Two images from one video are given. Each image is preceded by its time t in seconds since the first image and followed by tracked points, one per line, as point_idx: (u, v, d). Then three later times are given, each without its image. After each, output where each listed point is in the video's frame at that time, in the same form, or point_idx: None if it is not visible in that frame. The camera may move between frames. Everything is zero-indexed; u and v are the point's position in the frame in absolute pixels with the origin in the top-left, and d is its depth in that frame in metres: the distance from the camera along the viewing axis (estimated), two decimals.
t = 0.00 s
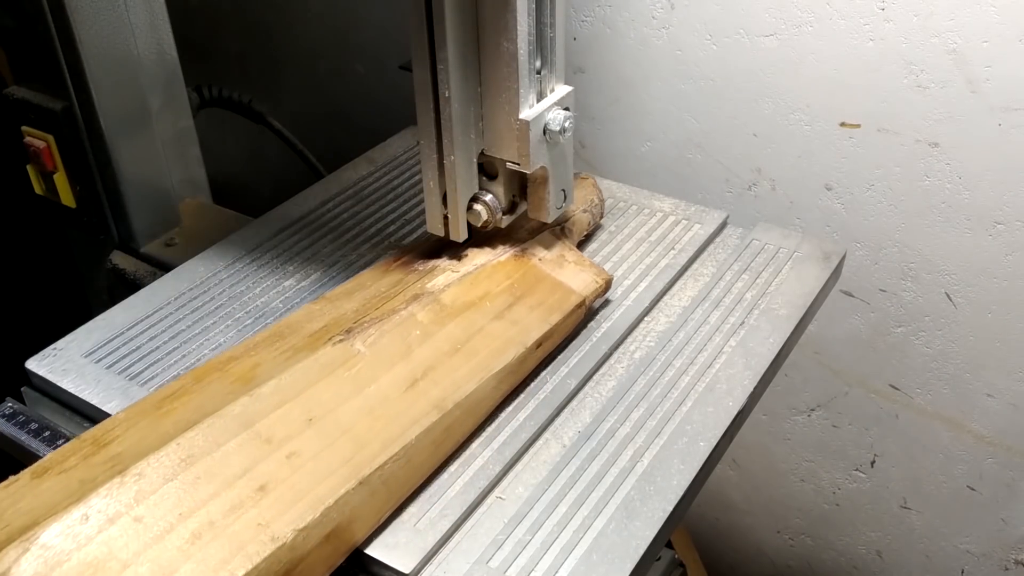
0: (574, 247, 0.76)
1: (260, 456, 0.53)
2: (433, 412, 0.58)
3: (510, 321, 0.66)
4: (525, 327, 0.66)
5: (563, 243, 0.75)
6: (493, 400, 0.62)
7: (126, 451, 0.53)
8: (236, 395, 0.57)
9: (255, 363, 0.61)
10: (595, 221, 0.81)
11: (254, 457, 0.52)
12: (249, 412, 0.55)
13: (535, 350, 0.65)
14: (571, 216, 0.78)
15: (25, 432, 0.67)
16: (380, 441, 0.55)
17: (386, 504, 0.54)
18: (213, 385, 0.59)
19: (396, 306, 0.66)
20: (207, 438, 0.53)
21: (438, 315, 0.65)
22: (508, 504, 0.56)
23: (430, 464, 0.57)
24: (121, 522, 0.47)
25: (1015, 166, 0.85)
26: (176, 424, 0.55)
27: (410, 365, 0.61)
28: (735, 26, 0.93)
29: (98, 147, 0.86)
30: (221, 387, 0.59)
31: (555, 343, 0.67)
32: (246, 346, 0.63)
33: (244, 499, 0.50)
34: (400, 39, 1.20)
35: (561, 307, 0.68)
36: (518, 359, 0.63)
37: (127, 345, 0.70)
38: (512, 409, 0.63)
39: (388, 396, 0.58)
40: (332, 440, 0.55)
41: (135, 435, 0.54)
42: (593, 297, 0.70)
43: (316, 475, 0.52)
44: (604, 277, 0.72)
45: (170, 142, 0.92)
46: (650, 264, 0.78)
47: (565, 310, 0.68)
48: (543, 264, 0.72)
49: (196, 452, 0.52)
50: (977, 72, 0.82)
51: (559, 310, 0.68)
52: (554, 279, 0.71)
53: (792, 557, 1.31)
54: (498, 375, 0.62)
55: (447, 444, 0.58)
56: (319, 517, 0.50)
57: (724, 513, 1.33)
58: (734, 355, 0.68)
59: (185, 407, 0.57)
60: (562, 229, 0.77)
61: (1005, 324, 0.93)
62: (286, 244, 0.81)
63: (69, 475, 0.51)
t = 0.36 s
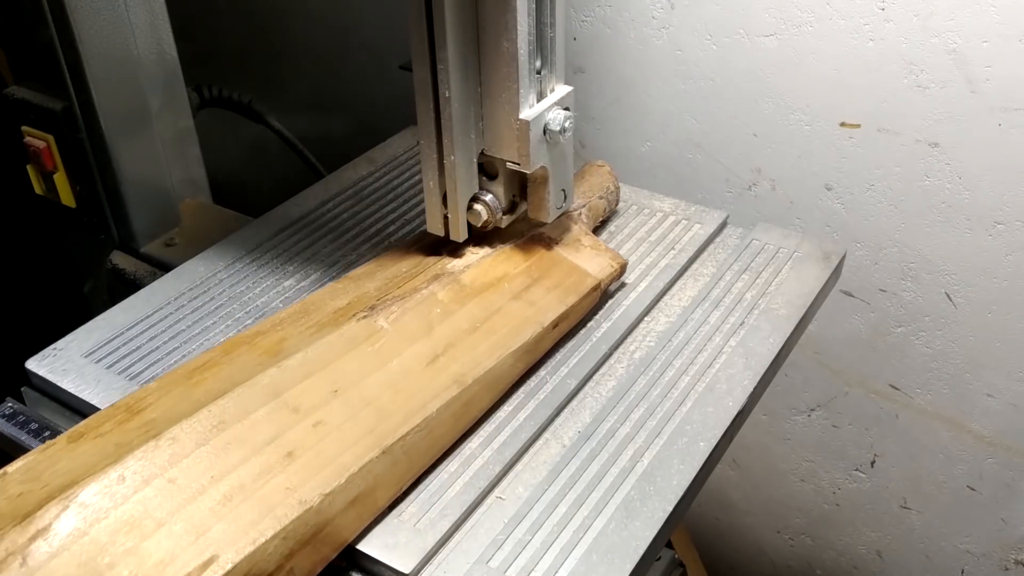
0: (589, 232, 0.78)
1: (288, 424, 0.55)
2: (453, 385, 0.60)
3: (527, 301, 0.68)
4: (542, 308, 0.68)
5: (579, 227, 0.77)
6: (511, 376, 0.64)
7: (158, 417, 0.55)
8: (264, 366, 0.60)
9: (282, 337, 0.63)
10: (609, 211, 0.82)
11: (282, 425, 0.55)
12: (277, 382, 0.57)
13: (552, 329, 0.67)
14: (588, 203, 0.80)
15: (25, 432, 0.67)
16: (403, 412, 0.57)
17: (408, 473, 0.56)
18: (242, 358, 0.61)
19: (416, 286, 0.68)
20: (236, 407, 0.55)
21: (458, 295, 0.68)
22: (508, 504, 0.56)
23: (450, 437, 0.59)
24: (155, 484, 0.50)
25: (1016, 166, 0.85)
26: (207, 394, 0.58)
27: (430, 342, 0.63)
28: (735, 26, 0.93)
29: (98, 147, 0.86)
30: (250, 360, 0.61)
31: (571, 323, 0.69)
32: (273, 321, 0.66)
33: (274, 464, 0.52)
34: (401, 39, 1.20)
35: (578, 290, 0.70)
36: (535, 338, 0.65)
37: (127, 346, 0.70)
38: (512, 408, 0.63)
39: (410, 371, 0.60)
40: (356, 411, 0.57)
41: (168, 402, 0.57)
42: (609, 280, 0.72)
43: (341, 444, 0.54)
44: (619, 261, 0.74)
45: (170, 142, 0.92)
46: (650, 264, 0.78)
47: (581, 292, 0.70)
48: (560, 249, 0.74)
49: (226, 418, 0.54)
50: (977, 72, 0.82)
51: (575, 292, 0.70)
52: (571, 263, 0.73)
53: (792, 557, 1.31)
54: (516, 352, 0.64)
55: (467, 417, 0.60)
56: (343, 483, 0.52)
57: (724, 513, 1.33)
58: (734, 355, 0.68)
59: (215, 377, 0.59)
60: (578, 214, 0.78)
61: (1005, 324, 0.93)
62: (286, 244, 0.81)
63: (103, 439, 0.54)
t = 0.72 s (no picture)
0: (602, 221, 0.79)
1: (308, 400, 0.56)
2: (468, 366, 0.61)
3: (541, 287, 0.70)
4: (555, 293, 0.69)
5: (592, 216, 0.78)
6: (525, 359, 0.65)
7: (182, 393, 0.57)
8: (284, 345, 0.61)
9: (302, 317, 0.65)
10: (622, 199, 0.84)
11: (302, 401, 0.56)
12: (297, 359, 0.59)
13: (565, 315, 0.68)
14: (601, 191, 0.82)
15: (26, 433, 0.68)
16: (419, 391, 0.58)
17: (424, 451, 0.57)
18: (262, 338, 0.63)
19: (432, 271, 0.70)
20: (258, 382, 0.57)
21: (472, 280, 0.69)
22: (508, 505, 0.56)
23: (465, 416, 0.60)
24: (180, 455, 0.51)
25: (1016, 166, 0.85)
26: (229, 369, 0.59)
27: (446, 324, 0.64)
28: (735, 26, 0.93)
29: (98, 147, 0.86)
30: (270, 340, 0.63)
31: (583, 310, 0.70)
32: (293, 303, 0.67)
33: (295, 438, 0.54)
34: (401, 39, 1.20)
35: (589, 278, 0.71)
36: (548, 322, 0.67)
37: (127, 346, 0.70)
38: (512, 408, 0.63)
39: (426, 352, 0.62)
40: (374, 389, 0.58)
41: (190, 380, 0.59)
42: (621, 267, 0.74)
43: (360, 420, 0.56)
44: (631, 249, 0.75)
45: (170, 142, 0.92)
46: (650, 264, 0.78)
47: (593, 279, 0.71)
48: (573, 237, 0.75)
49: (247, 392, 0.56)
50: (977, 72, 0.82)
51: (588, 278, 0.71)
52: (583, 250, 0.74)
53: (792, 557, 1.31)
54: (530, 336, 0.65)
55: (481, 398, 0.61)
56: (362, 457, 0.53)
57: (724, 513, 1.33)
58: (734, 355, 0.68)
59: (235, 356, 0.61)
60: (592, 203, 0.80)
61: (1005, 324, 0.93)
62: (286, 245, 0.81)
63: (129, 414, 0.55)
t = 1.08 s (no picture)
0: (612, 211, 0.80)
1: (327, 381, 0.57)
2: (482, 351, 0.62)
3: (552, 275, 0.71)
4: (567, 282, 0.70)
5: (602, 205, 0.79)
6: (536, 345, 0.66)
7: (205, 373, 0.59)
8: (304, 329, 0.63)
9: (320, 303, 0.67)
10: (631, 190, 0.86)
11: (321, 382, 0.57)
12: (316, 341, 0.60)
13: (576, 302, 0.70)
14: (611, 182, 0.83)
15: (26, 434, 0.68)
16: (434, 373, 0.60)
17: (438, 433, 0.59)
18: (280, 323, 0.64)
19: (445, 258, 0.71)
20: (278, 363, 0.58)
21: (486, 267, 0.70)
22: (508, 504, 0.56)
23: (478, 400, 0.62)
24: (202, 433, 0.52)
25: (1016, 166, 0.85)
26: (251, 351, 0.61)
27: (460, 309, 0.65)
28: (735, 26, 0.93)
29: (98, 147, 0.86)
30: (288, 324, 0.64)
31: (593, 298, 0.72)
32: (311, 288, 0.69)
33: (314, 418, 0.55)
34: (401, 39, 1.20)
35: (601, 268, 0.72)
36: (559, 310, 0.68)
37: (127, 345, 0.70)
38: (512, 408, 0.63)
39: (441, 336, 0.63)
40: (391, 371, 0.59)
41: (213, 360, 0.60)
42: (631, 257, 0.75)
43: (376, 402, 0.57)
44: (641, 239, 0.76)
45: (170, 142, 0.92)
46: (650, 264, 0.78)
47: (605, 269, 0.72)
48: (584, 225, 0.76)
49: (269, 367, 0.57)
50: (977, 72, 0.82)
51: (598, 267, 0.72)
52: (594, 239, 0.75)
53: (792, 557, 1.31)
54: (541, 322, 0.66)
55: (494, 382, 0.63)
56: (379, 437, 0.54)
57: (724, 513, 1.33)
58: (734, 355, 0.68)
59: (256, 339, 0.62)
60: (603, 193, 0.81)
61: (1005, 324, 0.93)
62: (286, 244, 0.81)
63: (152, 394, 0.57)
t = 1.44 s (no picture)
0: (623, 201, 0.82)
1: (346, 363, 0.59)
2: (496, 336, 0.64)
3: (565, 263, 0.72)
4: (579, 270, 0.72)
5: (613, 196, 0.81)
6: (549, 332, 0.68)
7: (226, 355, 0.59)
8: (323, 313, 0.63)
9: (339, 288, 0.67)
10: (641, 181, 0.87)
11: (341, 364, 0.59)
12: (337, 324, 0.61)
13: (588, 290, 0.71)
14: (621, 173, 0.85)
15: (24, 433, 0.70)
16: (450, 357, 0.61)
17: (454, 416, 0.60)
18: (300, 306, 0.65)
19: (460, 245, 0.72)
20: (299, 346, 0.59)
21: (502, 254, 0.71)
22: (508, 504, 0.56)
23: (492, 384, 0.63)
24: (227, 413, 0.53)
25: (1016, 165, 0.85)
26: (272, 335, 0.61)
27: (476, 295, 0.67)
28: (735, 26, 0.93)
29: (98, 147, 0.86)
30: (307, 307, 0.65)
31: (605, 286, 0.73)
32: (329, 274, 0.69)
33: (334, 399, 0.56)
34: (401, 39, 1.20)
35: (612, 258, 0.73)
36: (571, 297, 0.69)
37: (127, 345, 0.70)
38: (512, 408, 0.63)
39: (457, 321, 0.64)
40: (409, 354, 0.61)
41: (234, 343, 0.60)
42: (641, 246, 0.76)
43: (395, 383, 0.58)
44: (651, 229, 0.78)
45: (170, 142, 0.92)
46: (650, 264, 0.78)
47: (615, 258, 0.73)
48: (596, 215, 0.77)
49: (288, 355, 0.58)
50: (977, 72, 0.82)
51: (609, 256, 0.73)
52: (605, 229, 0.76)
53: (792, 557, 1.31)
54: (554, 309, 0.68)
55: (508, 367, 0.64)
56: (398, 418, 0.56)
57: (724, 513, 1.33)
58: (735, 355, 0.68)
59: (276, 324, 0.62)
60: (613, 184, 0.83)
61: (1005, 324, 0.93)
62: (286, 244, 0.81)
63: (175, 374, 0.57)
